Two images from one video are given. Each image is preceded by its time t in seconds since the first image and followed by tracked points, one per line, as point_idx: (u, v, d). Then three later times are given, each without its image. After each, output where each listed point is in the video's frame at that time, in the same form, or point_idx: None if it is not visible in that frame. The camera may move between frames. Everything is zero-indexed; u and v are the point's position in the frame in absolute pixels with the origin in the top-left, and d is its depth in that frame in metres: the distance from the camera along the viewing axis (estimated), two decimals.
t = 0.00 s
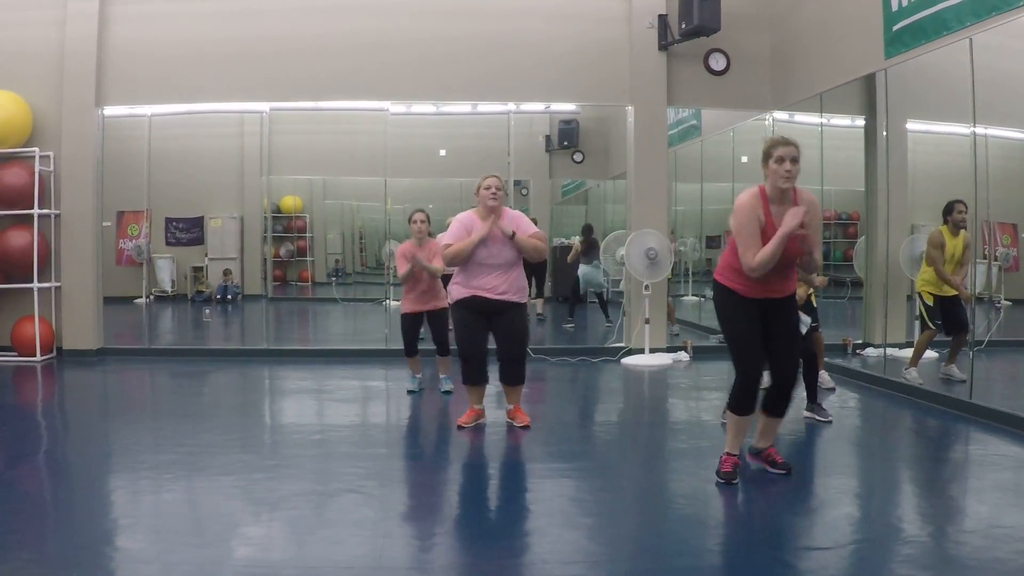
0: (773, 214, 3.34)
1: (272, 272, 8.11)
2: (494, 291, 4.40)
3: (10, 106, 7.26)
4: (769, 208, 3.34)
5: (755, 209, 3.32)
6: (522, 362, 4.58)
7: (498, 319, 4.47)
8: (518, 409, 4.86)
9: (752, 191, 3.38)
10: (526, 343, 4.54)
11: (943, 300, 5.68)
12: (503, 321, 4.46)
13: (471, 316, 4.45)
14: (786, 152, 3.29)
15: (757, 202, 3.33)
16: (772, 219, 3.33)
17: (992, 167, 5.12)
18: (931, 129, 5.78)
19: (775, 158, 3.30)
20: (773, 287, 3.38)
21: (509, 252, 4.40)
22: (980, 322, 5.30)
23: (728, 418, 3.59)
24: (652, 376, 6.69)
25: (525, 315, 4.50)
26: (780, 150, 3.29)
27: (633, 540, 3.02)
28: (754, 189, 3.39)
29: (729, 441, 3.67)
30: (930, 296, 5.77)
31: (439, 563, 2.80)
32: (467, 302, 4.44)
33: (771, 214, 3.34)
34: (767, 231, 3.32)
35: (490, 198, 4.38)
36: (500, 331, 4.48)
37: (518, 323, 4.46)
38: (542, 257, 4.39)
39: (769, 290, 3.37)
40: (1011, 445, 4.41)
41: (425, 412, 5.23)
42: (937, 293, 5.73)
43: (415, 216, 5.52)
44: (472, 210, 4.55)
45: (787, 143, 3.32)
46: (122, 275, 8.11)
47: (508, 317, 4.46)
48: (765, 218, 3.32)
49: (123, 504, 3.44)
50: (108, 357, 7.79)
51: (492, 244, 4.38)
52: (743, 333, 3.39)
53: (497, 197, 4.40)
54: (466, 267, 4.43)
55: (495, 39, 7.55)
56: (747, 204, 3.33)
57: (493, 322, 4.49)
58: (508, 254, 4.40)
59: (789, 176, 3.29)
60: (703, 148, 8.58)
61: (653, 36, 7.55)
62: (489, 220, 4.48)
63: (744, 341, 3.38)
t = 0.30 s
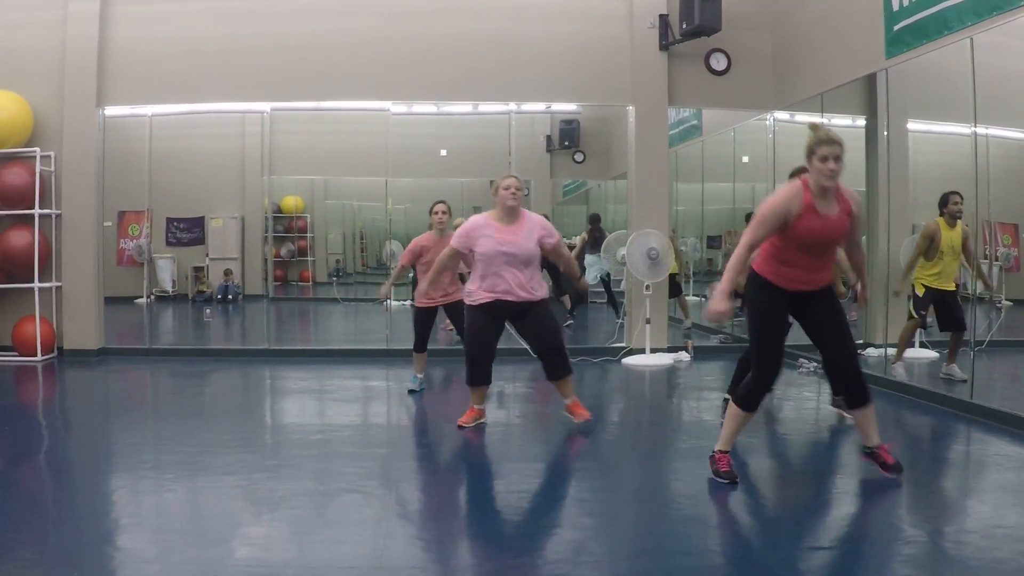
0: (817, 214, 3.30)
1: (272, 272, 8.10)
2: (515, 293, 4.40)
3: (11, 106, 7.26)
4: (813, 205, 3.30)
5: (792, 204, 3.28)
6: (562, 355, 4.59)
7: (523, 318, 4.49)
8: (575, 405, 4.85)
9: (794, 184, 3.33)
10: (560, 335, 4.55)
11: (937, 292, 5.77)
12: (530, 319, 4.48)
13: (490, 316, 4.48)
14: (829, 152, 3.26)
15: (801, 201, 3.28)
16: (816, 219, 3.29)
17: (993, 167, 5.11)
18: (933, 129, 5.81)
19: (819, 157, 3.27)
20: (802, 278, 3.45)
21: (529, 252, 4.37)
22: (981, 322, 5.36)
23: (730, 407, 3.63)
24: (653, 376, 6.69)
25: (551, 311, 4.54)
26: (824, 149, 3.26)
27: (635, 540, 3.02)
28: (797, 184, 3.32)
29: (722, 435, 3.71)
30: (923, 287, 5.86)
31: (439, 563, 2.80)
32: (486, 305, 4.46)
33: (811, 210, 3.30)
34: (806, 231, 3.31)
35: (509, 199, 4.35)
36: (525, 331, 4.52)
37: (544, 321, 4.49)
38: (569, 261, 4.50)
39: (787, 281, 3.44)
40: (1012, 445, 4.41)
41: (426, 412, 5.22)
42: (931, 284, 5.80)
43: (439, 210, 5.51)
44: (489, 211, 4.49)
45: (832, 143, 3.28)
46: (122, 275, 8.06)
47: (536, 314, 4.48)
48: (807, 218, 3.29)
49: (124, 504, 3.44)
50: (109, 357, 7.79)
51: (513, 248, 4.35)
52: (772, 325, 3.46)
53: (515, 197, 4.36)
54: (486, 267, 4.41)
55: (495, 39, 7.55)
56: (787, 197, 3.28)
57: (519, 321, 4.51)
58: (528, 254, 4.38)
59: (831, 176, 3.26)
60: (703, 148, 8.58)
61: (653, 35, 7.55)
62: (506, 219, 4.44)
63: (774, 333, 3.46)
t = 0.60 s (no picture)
0: (852, 201, 3.32)
1: (274, 273, 8.08)
2: (560, 291, 4.39)
3: (12, 107, 7.27)
4: (848, 196, 3.32)
5: (831, 195, 3.30)
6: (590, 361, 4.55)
7: (564, 318, 4.46)
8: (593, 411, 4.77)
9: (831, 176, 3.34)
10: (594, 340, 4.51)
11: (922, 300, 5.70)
12: (570, 319, 4.46)
13: (533, 313, 4.45)
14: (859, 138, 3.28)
15: (834, 190, 3.31)
16: (851, 208, 3.32)
17: (995, 163, 5.12)
18: (936, 129, 5.82)
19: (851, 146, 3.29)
20: (845, 273, 3.45)
21: (577, 249, 4.38)
22: (983, 322, 5.29)
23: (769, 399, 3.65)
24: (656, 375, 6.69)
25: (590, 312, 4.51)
26: (852, 136, 3.29)
27: (639, 539, 3.02)
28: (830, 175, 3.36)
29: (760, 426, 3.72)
30: (909, 295, 5.71)
31: (441, 563, 2.80)
32: (530, 301, 4.43)
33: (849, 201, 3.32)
34: (843, 220, 3.33)
35: (552, 195, 4.33)
36: (563, 332, 4.48)
37: (582, 322, 4.46)
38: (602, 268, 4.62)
39: (831, 275, 3.46)
40: (1015, 444, 4.40)
41: (429, 412, 5.24)
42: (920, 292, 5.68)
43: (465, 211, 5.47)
44: (532, 208, 4.50)
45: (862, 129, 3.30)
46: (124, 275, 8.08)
47: (575, 315, 4.46)
48: (842, 206, 3.32)
49: (127, 505, 3.44)
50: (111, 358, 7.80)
51: (559, 243, 4.35)
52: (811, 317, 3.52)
53: (559, 194, 4.35)
54: (534, 267, 4.39)
55: (496, 39, 7.55)
56: (825, 189, 3.30)
57: (559, 321, 4.48)
58: (576, 251, 4.39)
59: (864, 164, 3.29)
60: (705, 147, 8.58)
61: (654, 34, 7.55)
62: (550, 217, 4.43)
63: (809, 325, 3.52)
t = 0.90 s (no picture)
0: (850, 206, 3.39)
1: (273, 274, 8.07)
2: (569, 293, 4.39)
3: (12, 107, 7.27)
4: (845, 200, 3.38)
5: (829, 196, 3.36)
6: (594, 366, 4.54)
7: (570, 322, 4.45)
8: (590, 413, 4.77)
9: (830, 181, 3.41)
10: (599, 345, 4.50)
11: (908, 299, 5.64)
12: (577, 323, 4.44)
13: (548, 319, 4.44)
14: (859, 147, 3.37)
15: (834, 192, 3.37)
16: (848, 212, 3.38)
17: (994, 166, 5.14)
18: (934, 131, 5.71)
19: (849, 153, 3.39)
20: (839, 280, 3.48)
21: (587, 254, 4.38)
22: (981, 325, 5.25)
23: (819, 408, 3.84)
24: (654, 378, 6.69)
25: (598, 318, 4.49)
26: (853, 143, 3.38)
27: (636, 541, 3.02)
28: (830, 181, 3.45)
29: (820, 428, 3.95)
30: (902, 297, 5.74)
31: (438, 565, 2.80)
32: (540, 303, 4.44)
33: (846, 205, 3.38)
34: (839, 223, 3.38)
35: (567, 198, 4.37)
36: (575, 338, 4.46)
37: (590, 326, 4.44)
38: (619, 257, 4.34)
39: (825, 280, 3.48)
40: (1013, 447, 4.40)
41: (427, 414, 5.23)
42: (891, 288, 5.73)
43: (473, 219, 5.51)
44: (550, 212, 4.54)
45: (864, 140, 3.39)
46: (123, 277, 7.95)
47: (583, 321, 4.44)
48: (839, 210, 3.38)
49: (124, 506, 3.44)
50: (109, 359, 7.78)
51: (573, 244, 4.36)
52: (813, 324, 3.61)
53: (574, 196, 4.38)
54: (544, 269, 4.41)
55: (496, 41, 7.56)
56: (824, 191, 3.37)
57: (567, 325, 4.47)
58: (586, 256, 4.38)
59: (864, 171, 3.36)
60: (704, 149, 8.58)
61: (654, 37, 7.56)
62: (565, 220, 4.45)
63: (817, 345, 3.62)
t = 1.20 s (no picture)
0: (821, 223, 3.37)
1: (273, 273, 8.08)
2: (552, 299, 4.41)
3: (11, 106, 7.27)
4: (816, 217, 3.37)
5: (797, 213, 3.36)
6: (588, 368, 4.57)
7: (559, 327, 4.48)
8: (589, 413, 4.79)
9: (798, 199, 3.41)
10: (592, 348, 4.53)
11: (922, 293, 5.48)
12: (565, 328, 4.47)
13: (525, 320, 4.46)
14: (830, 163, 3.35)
15: (802, 210, 3.37)
16: (817, 228, 3.36)
17: (991, 165, 5.17)
18: (934, 130, 5.83)
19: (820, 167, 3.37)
20: (811, 293, 3.47)
21: (574, 260, 4.37)
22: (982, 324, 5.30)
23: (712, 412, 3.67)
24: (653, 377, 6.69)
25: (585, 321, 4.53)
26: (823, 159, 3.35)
27: (637, 541, 3.02)
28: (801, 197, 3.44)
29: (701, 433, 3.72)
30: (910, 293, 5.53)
31: (440, 565, 2.80)
32: (523, 309, 4.45)
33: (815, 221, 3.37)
34: (808, 239, 3.37)
35: (549, 204, 4.35)
36: (560, 340, 4.50)
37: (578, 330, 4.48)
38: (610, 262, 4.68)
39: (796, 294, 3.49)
40: (1013, 447, 4.41)
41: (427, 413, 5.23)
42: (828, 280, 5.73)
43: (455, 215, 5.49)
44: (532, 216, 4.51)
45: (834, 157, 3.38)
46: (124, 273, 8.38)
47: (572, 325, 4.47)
48: (807, 224, 3.37)
49: (125, 505, 3.44)
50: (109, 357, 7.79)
51: (556, 251, 4.35)
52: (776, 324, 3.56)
53: (556, 202, 4.37)
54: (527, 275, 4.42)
55: (496, 40, 7.56)
56: (791, 208, 3.37)
57: (554, 329, 4.49)
58: (573, 262, 4.38)
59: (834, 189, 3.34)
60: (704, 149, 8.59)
61: (654, 37, 7.56)
62: (549, 226, 4.43)
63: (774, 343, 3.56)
